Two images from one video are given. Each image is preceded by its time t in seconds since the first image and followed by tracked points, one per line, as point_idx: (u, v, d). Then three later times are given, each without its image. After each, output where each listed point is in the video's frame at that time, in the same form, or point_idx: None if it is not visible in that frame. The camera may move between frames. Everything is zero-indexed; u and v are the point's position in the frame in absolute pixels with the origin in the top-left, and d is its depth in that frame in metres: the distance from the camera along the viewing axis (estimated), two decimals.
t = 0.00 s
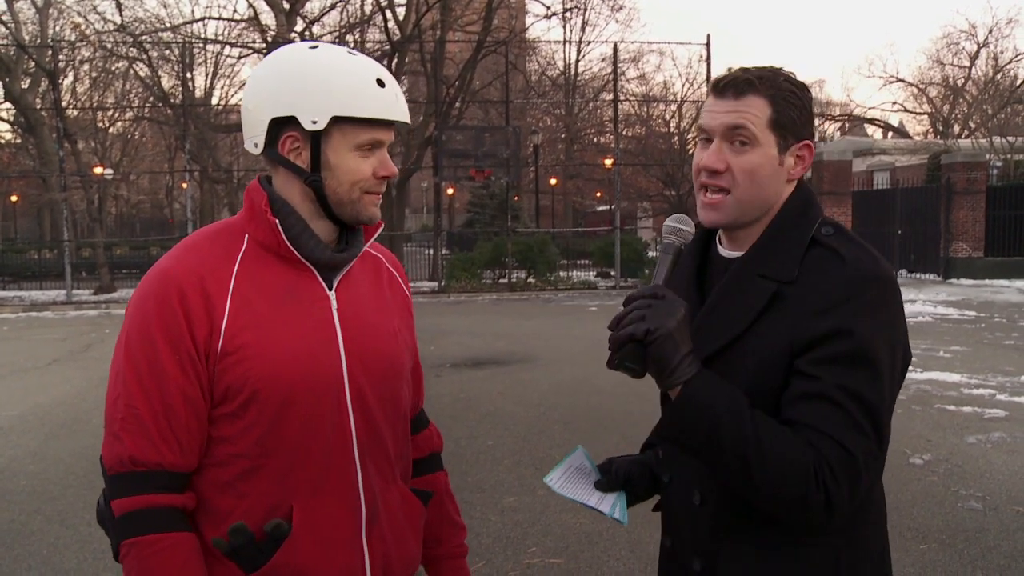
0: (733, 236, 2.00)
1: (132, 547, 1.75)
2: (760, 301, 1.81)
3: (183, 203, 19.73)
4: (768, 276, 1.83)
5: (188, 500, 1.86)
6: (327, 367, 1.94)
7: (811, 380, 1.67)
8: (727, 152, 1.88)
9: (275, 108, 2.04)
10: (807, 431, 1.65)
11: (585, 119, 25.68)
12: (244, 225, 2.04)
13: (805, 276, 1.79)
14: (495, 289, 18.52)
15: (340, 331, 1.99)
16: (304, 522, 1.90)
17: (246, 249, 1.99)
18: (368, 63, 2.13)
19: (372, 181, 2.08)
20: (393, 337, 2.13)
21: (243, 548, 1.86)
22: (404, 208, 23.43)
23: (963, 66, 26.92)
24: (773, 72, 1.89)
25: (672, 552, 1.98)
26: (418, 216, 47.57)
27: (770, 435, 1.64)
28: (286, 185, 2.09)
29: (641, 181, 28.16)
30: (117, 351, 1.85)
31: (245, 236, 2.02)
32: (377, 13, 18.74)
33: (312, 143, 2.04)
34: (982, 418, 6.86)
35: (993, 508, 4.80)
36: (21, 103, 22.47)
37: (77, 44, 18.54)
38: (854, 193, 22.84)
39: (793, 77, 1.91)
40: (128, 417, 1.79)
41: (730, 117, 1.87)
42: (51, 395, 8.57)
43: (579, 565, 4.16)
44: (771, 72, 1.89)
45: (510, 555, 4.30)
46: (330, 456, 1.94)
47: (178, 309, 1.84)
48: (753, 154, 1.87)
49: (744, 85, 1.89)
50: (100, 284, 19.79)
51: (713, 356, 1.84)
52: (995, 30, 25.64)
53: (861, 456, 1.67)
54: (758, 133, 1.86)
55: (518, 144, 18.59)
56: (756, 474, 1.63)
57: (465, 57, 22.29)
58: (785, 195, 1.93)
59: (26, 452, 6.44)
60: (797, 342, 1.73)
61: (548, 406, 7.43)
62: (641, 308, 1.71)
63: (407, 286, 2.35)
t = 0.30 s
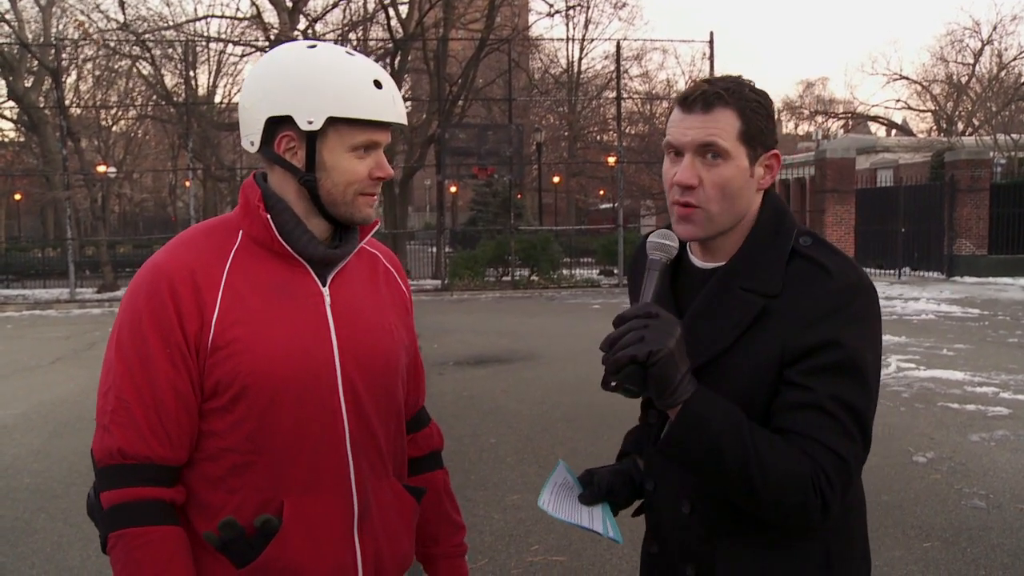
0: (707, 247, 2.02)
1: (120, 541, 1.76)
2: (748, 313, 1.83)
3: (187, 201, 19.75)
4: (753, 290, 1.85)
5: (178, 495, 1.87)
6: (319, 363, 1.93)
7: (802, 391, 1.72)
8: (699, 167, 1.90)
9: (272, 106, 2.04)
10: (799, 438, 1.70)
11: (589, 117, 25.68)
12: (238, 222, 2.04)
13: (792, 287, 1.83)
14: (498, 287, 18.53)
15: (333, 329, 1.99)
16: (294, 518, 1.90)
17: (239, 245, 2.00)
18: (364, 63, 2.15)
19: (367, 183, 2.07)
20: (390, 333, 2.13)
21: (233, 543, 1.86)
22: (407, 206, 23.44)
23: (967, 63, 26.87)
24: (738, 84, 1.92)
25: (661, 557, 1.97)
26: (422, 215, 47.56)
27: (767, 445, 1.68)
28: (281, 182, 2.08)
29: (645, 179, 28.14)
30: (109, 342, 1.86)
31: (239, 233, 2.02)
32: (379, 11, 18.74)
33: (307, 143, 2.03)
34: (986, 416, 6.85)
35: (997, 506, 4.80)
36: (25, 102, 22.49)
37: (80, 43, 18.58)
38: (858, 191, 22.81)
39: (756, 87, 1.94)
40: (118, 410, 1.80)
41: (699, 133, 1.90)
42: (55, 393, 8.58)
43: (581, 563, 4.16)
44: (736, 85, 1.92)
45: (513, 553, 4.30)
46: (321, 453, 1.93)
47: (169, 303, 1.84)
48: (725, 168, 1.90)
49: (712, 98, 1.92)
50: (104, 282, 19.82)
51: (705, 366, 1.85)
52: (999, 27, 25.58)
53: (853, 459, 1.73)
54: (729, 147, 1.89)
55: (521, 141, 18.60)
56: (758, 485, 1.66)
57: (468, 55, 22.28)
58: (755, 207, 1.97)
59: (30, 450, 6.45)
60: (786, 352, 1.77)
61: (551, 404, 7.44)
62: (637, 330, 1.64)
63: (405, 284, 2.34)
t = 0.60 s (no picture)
0: (703, 250, 2.00)
1: (126, 533, 1.75)
2: (748, 317, 1.82)
3: (194, 198, 19.78)
4: (752, 294, 1.84)
5: (184, 489, 1.87)
6: (324, 360, 1.93)
7: (803, 393, 1.72)
8: (693, 168, 1.91)
9: (278, 103, 2.04)
10: (799, 439, 1.70)
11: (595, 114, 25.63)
12: (245, 219, 2.04)
13: (791, 291, 1.83)
14: (505, 284, 18.52)
15: (339, 325, 1.99)
16: (298, 513, 1.90)
17: (246, 241, 1.99)
18: (370, 61, 2.15)
19: (372, 181, 2.07)
20: (395, 330, 2.13)
21: (236, 537, 1.86)
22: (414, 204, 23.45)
23: (975, 59, 26.75)
24: (729, 91, 1.95)
25: (653, 559, 1.95)
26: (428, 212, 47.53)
27: (770, 446, 1.67)
28: (288, 179, 2.08)
29: (652, 175, 28.07)
30: (117, 335, 1.86)
31: (246, 229, 2.02)
32: (386, 8, 18.73)
33: (313, 140, 2.03)
34: (994, 413, 6.83)
35: (1005, 504, 4.78)
36: (33, 99, 22.53)
37: (87, 40, 18.60)
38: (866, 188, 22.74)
39: (747, 95, 1.96)
40: (125, 404, 1.80)
41: (692, 134, 1.91)
42: (62, 389, 8.60)
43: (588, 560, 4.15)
44: (727, 91, 1.95)
45: (520, 549, 4.30)
46: (326, 450, 1.93)
47: (175, 298, 1.84)
48: (720, 169, 1.90)
49: (705, 102, 1.94)
50: (112, 279, 19.86)
51: (705, 371, 1.84)
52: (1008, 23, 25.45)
53: (852, 460, 1.73)
54: (723, 149, 1.90)
55: (527, 138, 18.58)
56: (763, 487, 1.65)
57: (475, 52, 22.26)
58: (750, 210, 1.97)
59: (37, 446, 6.46)
60: (786, 354, 1.77)
61: (558, 401, 7.43)
62: (640, 345, 1.62)
63: (410, 282, 2.34)
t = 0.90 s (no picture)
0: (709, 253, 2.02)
1: (135, 532, 1.77)
2: (751, 309, 1.84)
3: (202, 199, 19.82)
4: (755, 284, 1.86)
5: (192, 489, 1.88)
6: (332, 361, 1.94)
7: (803, 381, 1.74)
8: (695, 172, 1.91)
9: (287, 106, 2.06)
10: (799, 427, 1.71)
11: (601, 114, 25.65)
12: (254, 219, 2.05)
13: (794, 286, 1.85)
14: (511, 284, 18.54)
15: (346, 325, 2.00)
16: (304, 515, 1.91)
17: (255, 241, 2.01)
18: (377, 61, 2.16)
19: (382, 181, 2.08)
20: (402, 330, 2.14)
21: (244, 538, 1.87)
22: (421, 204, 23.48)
23: (982, 57, 26.68)
24: (726, 93, 1.95)
25: (650, 552, 1.95)
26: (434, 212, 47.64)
27: (769, 432, 1.68)
28: (297, 181, 2.09)
29: (658, 174, 28.09)
30: (126, 335, 1.88)
31: (256, 230, 2.03)
32: (393, 8, 18.74)
33: (323, 141, 2.04)
34: (1002, 413, 6.83)
35: (1013, 503, 4.78)
36: (41, 100, 22.59)
37: (94, 41, 18.67)
38: (872, 187, 22.71)
39: (747, 97, 1.97)
40: (134, 405, 1.82)
41: (692, 139, 1.91)
42: (70, 390, 8.63)
43: (595, 560, 4.16)
44: (725, 93, 1.95)
45: (527, 549, 4.31)
46: (333, 452, 1.95)
47: (184, 299, 1.86)
48: (721, 172, 1.90)
49: (703, 107, 1.94)
50: (119, 279, 19.91)
51: (710, 358, 1.84)
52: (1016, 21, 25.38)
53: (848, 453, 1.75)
54: (723, 152, 1.90)
55: (534, 138, 18.59)
56: (761, 476, 1.65)
57: (481, 51, 22.28)
58: (753, 210, 1.98)
59: (45, 447, 6.49)
60: (790, 346, 1.79)
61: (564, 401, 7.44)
62: (645, 312, 1.60)
63: (418, 284, 2.35)
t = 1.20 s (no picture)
0: (701, 253, 2.02)
1: (139, 536, 1.77)
2: (753, 314, 1.83)
3: (198, 201, 19.79)
4: (756, 291, 1.86)
5: (194, 492, 1.88)
6: (332, 363, 1.94)
7: (806, 385, 1.74)
8: (690, 171, 1.92)
9: (286, 108, 2.05)
10: (804, 431, 1.71)
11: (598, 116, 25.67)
12: (252, 222, 2.05)
13: (794, 290, 1.85)
14: (508, 285, 18.54)
15: (346, 327, 2.00)
16: (307, 516, 1.91)
17: (254, 244, 2.00)
18: (375, 64, 2.16)
19: (381, 186, 2.08)
20: (400, 330, 2.13)
21: (249, 539, 1.87)
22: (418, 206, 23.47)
23: (978, 58, 26.71)
24: (723, 95, 1.96)
25: (655, 561, 1.95)
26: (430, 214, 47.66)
27: (774, 437, 1.68)
28: (296, 182, 2.09)
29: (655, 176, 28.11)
30: (127, 337, 1.88)
31: (254, 234, 2.03)
32: (389, 10, 18.73)
33: (323, 144, 2.04)
34: (999, 413, 6.83)
35: (1011, 503, 4.78)
36: (36, 103, 22.57)
37: (90, 44, 18.67)
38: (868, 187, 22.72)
39: (741, 101, 1.98)
40: (135, 408, 1.81)
41: (687, 137, 1.92)
42: (68, 392, 8.63)
43: (594, 561, 4.16)
44: (721, 95, 1.96)
45: (526, 550, 4.31)
46: (336, 452, 1.94)
47: (184, 303, 1.85)
48: (713, 171, 1.91)
49: (698, 106, 1.95)
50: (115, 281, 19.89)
51: (709, 365, 1.84)
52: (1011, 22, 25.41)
53: (850, 455, 1.75)
54: (718, 151, 1.91)
55: (530, 139, 18.60)
56: (767, 478, 1.65)
57: (478, 53, 22.28)
58: (747, 210, 1.98)
59: (43, 449, 6.49)
60: (792, 349, 1.79)
61: (562, 402, 7.44)
62: (656, 324, 1.59)
63: (414, 284, 2.35)
